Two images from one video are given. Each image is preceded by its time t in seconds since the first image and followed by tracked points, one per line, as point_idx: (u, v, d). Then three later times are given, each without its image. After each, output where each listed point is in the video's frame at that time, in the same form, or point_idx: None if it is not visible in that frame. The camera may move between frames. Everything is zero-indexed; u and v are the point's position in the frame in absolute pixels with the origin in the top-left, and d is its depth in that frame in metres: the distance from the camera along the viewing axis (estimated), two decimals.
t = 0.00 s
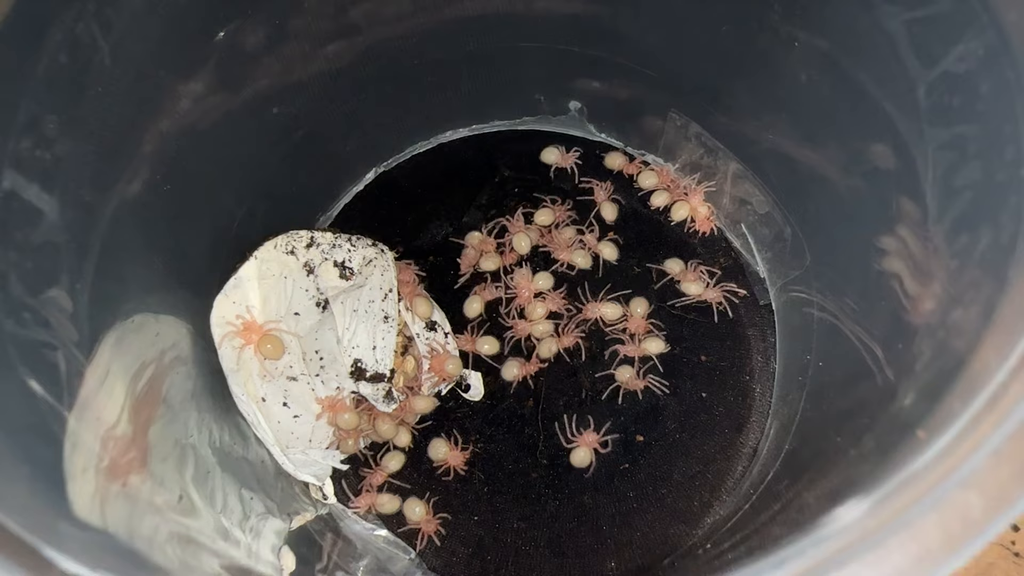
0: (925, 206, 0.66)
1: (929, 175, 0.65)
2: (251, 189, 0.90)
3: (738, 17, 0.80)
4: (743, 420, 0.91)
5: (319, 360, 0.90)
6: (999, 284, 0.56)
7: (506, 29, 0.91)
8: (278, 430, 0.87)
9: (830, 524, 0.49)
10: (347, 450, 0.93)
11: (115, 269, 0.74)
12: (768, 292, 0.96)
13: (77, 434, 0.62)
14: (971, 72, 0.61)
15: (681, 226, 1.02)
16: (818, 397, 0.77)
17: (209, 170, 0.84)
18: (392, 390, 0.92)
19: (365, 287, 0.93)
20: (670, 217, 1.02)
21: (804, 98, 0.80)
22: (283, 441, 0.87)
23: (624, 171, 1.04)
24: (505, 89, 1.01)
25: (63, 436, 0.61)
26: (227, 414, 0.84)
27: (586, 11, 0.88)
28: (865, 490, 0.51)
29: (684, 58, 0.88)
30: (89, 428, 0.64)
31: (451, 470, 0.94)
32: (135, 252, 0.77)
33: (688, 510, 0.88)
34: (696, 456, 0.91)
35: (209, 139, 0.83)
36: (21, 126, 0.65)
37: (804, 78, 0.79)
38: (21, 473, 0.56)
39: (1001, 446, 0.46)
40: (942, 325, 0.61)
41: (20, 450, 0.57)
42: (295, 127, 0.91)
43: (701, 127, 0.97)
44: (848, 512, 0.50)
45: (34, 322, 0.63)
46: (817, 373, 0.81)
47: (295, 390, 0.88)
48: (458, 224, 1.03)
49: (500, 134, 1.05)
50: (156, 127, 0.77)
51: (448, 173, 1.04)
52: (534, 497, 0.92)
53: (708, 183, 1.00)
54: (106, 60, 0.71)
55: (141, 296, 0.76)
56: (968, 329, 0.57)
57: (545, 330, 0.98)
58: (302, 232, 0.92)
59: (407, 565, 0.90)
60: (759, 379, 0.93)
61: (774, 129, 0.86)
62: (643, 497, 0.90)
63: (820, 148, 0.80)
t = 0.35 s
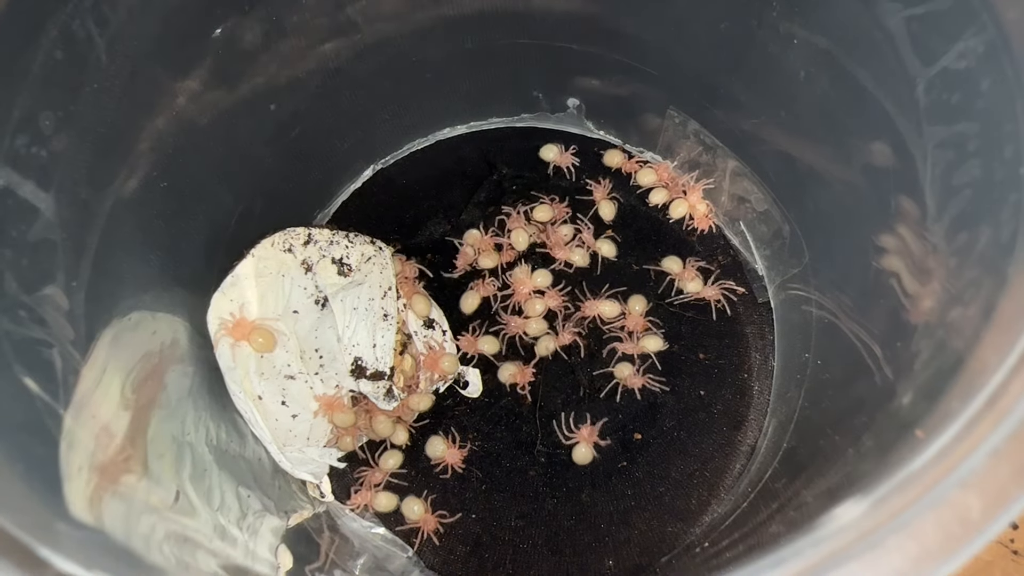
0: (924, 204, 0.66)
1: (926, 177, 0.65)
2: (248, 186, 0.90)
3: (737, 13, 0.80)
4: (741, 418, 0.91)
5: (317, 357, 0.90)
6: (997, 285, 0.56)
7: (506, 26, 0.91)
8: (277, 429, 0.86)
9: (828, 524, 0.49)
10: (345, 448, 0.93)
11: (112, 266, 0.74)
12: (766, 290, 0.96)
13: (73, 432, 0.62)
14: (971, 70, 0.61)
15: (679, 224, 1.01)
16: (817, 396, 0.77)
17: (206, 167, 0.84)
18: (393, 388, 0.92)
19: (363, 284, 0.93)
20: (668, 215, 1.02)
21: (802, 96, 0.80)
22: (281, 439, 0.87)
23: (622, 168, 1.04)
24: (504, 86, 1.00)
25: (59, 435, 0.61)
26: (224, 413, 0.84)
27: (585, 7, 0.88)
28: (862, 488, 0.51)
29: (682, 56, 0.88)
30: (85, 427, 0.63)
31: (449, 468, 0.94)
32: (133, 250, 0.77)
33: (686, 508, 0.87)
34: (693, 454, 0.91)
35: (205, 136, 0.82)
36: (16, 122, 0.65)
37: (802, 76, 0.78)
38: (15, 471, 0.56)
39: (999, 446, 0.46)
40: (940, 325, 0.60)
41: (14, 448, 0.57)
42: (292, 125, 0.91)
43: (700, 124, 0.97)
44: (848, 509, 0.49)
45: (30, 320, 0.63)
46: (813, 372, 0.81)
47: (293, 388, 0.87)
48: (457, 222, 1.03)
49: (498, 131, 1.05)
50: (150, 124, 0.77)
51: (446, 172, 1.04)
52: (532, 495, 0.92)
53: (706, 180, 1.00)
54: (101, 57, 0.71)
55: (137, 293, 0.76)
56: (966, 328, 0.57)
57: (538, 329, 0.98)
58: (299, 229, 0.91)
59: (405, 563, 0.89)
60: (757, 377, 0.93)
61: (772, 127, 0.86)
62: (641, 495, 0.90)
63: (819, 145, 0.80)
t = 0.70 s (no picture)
0: (922, 205, 0.66)
1: (925, 176, 0.65)
2: (246, 185, 0.89)
3: (735, 13, 0.80)
4: (739, 417, 0.91)
5: (316, 357, 0.89)
6: (995, 285, 0.56)
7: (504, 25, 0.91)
8: (275, 428, 0.86)
9: (827, 524, 0.49)
10: (343, 449, 0.92)
11: (109, 266, 0.74)
12: (764, 290, 0.96)
13: (70, 433, 0.62)
14: (969, 69, 0.61)
15: (678, 223, 1.01)
16: (815, 395, 0.77)
17: (203, 167, 0.84)
18: (391, 388, 0.92)
19: (362, 284, 0.93)
20: (667, 215, 1.02)
21: (800, 96, 0.80)
22: (279, 439, 0.86)
23: (621, 168, 1.04)
24: (502, 85, 1.00)
25: (56, 436, 0.61)
26: (221, 413, 0.84)
27: (583, 6, 0.87)
28: (860, 488, 0.51)
29: (681, 55, 0.88)
30: (82, 429, 0.63)
31: (447, 468, 0.94)
32: (130, 249, 0.77)
33: (684, 508, 0.87)
34: (692, 453, 0.91)
35: (202, 135, 0.82)
36: (13, 121, 0.65)
37: (800, 75, 0.78)
38: (11, 471, 0.55)
39: (998, 445, 0.46)
40: (939, 325, 0.60)
41: (10, 447, 0.57)
42: (290, 124, 0.91)
43: (698, 123, 0.97)
44: (847, 509, 0.49)
45: (27, 320, 0.63)
46: (812, 371, 0.81)
47: (291, 388, 0.87)
48: (455, 221, 1.03)
49: (496, 131, 1.05)
50: (147, 123, 0.77)
51: (444, 171, 1.04)
52: (530, 495, 0.91)
53: (705, 180, 1.00)
54: (97, 57, 0.71)
55: (134, 293, 0.76)
56: (964, 328, 0.57)
57: (530, 329, 0.98)
58: (297, 230, 0.92)
59: (402, 563, 0.88)
60: (755, 377, 0.93)
61: (770, 126, 0.86)
62: (639, 495, 0.89)
63: (817, 145, 0.80)
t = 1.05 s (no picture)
0: (924, 204, 0.65)
1: (926, 175, 0.65)
2: (246, 184, 0.89)
3: (736, 12, 0.80)
4: (740, 417, 0.91)
5: (317, 358, 0.89)
6: (998, 283, 0.56)
7: (504, 24, 0.91)
8: (275, 429, 0.85)
9: (828, 525, 0.49)
10: (342, 449, 0.92)
11: (109, 265, 0.74)
12: (765, 289, 0.96)
13: (70, 433, 0.62)
14: (971, 68, 0.61)
15: (678, 223, 1.01)
16: (816, 396, 0.77)
17: (203, 166, 0.84)
18: (393, 388, 0.92)
19: (363, 284, 0.92)
20: (668, 214, 1.01)
21: (801, 95, 0.80)
22: (278, 439, 0.86)
23: (622, 168, 1.03)
24: (503, 85, 1.00)
25: (56, 436, 0.61)
26: (222, 412, 0.84)
27: (583, 5, 0.87)
28: (862, 488, 0.51)
29: (681, 54, 0.88)
30: (82, 428, 0.63)
31: (447, 468, 0.94)
32: (130, 248, 0.77)
33: (685, 508, 0.87)
34: (693, 454, 0.90)
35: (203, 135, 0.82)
36: (12, 120, 0.64)
37: (802, 74, 0.78)
38: (11, 471, 0.55)
39: (1001, 445, 0.46)
40: (941, 324, 0.60)
41: (11, 447, 0.56)
42: (290, 124, 0.90)
43: (699, 123, 0.96)
44: (849, 509, 0.49)
45: (27, 320, 0.63)
46: (813, 371, 0.80)
47: (292, 389, 0.86)
48: (456, 221, 1.03)
49: (496, 130, 1.05)
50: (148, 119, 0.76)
51: (444, 171, 1.04)
52: (530, 495, 0.91)
53: (705, 179, 1.00)
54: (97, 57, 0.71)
55: (133, 293, 0.76)
56: (966, 327, 0.57)
57: (526, 328, 0.98)
58: (297, 229, 0.90)
59: (403, 563, 0.88)
60: (756, 377, 0.92)
61: (770, 125, 0.86)
62: (640, 496, 0.89)
63: (819, 144, 0.79)
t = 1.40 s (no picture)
0: (926, 206, 0.65)
1: (928, 176, 0.65)
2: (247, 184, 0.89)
3: (737, 13, 0.80)
4: (741, 419, 0.91)
5: (320, 359, 0.89)
6: (1000, 283, 0.56)
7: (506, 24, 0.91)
8: (276, 429, 0.86)
9: (831, 526, 0.49)
10: (343, 451, 0.92)
11: (109, 265, 0.74)
12: (766, 290, 0.96)
13: (71, 434, 0.62)
14: (972, 70, 0.61)
15: (680, 224, 1.01)
16: (818, 397, 0.77)
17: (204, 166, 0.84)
18: (396, 389, 0.92)
19: (365, 285, 0.92)
20: (669, 215, 1.01)
21: (802, 97, 0.80)
22: (280, 440, 0.86)
23: (623, 169, 1.03)
24: (504, 86, 1.00)
25: (57, 436, 0.61)
26: (223, 413, 0.84)
27: (584, 6, 0.87)
28: (864, 490, 0.51)
29: (683, 55, 0.88)
30: (83, 429, 0.63)
31: (448, 469, 0.93)
32: (131, 249, 0.77)
33: (686, 509, 0.87)
34: (694, 455, 0.90)
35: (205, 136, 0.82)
36: (13, 121, 0.65)
37: (803, 75, 0.78)
38: (12, 472, 0.55)
39: (1003, 447, 0.46)
40: (943, 325, 0.60)
41: (12, 448, 0.56)
42: (292, 124, 0.90)
43: (701, 124, 0.96)
44: (851, 511, 0.49)
45: (28, 320, 0.63)
46: (814, 372, 0.80)
47: (293, 390, 0.87)
48: (457, 222, 1.03)
49: (497, 131, 1.05)
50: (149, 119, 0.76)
51: (446, 172, 1.04)
52: (532, 496, 0.91)
53: (707, 180, 1.00)
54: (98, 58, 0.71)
55: (134, 293, 0.76)
56: (968, 329, 0.57)
57: (524, 329, 0.98)
58: (299, 230, 0.90)
59: (404, 564, 0.88)
60: (758, 378, 0.92)
61: (772, 126, 0.86)
62: (641, 497, 0.89)
63: (821, 145, 0.79)
